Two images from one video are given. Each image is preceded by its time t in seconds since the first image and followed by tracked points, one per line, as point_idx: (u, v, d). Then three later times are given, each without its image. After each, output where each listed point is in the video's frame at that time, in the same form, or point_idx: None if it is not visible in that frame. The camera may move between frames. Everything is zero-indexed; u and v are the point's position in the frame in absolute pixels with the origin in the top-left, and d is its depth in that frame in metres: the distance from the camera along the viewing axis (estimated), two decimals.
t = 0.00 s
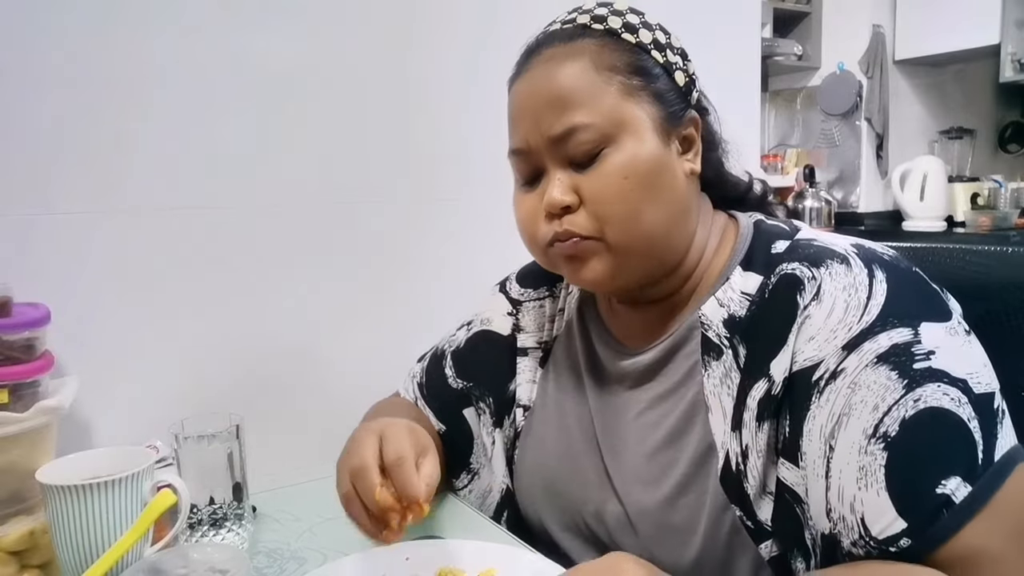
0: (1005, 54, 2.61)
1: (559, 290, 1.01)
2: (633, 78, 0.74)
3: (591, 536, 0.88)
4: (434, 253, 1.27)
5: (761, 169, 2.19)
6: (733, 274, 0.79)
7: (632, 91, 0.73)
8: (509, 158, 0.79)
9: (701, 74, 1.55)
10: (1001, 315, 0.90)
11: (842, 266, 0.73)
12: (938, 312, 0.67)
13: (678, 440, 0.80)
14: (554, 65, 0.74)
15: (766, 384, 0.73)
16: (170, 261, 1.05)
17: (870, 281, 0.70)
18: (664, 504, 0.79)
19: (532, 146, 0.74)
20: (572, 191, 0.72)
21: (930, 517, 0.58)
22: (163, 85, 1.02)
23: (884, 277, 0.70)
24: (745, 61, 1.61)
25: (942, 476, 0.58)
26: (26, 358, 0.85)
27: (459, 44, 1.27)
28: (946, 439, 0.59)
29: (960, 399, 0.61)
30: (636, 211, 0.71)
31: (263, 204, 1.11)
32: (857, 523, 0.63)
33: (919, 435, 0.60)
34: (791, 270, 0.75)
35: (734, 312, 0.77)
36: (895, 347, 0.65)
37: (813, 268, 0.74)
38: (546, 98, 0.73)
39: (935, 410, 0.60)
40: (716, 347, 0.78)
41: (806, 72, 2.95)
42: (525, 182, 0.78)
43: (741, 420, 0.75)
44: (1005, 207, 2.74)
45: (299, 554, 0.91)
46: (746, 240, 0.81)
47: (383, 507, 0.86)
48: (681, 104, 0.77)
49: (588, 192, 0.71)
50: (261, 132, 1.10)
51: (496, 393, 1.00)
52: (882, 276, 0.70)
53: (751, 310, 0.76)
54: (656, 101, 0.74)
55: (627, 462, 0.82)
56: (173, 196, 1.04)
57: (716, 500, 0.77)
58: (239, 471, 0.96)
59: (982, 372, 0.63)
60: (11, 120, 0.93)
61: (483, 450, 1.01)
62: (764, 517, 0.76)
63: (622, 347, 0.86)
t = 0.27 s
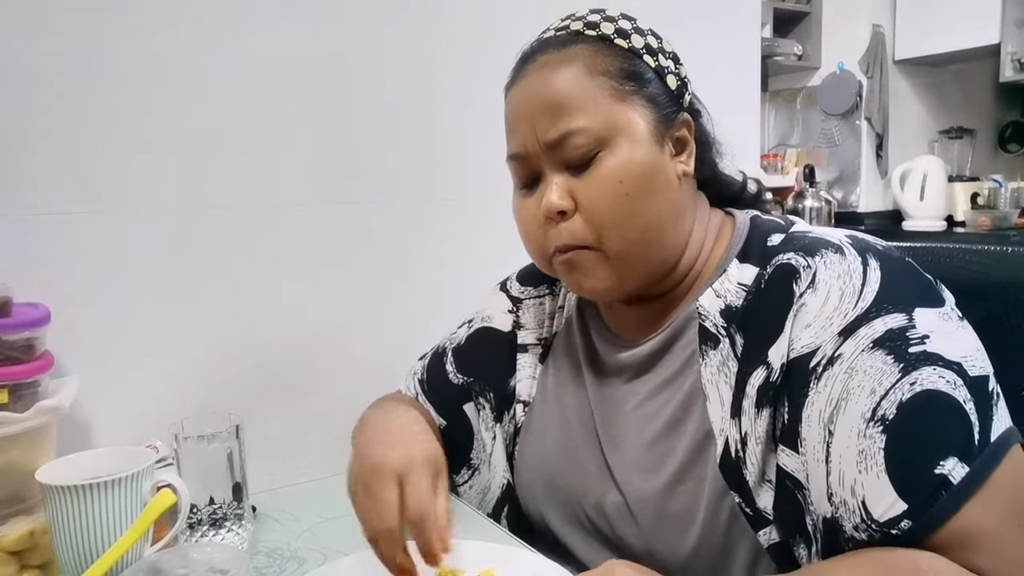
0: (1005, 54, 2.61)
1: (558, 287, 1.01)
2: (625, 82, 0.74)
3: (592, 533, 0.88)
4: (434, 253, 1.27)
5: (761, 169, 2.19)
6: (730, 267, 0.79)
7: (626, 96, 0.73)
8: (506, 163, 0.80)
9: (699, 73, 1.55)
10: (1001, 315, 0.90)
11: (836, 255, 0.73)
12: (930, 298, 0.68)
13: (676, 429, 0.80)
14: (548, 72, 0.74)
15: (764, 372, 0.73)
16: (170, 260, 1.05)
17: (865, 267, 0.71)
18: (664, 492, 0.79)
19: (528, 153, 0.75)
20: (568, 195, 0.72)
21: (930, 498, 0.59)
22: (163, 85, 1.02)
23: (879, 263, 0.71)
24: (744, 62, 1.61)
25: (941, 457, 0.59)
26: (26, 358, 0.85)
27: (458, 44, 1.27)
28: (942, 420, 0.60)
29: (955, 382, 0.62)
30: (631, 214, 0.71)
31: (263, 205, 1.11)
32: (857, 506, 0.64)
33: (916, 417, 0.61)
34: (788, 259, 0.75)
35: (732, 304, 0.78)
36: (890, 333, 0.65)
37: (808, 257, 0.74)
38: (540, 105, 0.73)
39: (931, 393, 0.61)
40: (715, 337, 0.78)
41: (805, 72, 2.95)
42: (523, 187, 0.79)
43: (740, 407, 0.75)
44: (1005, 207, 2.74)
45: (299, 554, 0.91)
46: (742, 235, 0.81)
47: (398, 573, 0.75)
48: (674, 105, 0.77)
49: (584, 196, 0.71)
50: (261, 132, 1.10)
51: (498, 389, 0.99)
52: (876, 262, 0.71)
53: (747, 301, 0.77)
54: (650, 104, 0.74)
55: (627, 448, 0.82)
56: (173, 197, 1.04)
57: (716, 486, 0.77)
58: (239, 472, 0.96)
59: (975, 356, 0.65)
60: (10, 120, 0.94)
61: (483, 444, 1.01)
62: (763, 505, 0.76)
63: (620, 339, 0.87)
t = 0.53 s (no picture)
0: (1005, 55, 2.61)
1: (564, 288, 1.01)
2: (628, 83, 0.75)
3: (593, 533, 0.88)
4: (434, 253, 1.27)
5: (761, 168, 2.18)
6: (732, 265, 0.80)
7: (628, 96, 0.74)
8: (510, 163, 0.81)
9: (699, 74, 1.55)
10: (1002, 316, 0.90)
11: (838, 252, 0.73)
12: (931, 295, 0.69)
13: (678, 426, 0.80)
14: (551, 74, 0.75)
15: (769, 367, 0.74)
16: (170, 260, 1.05)
17: (867, 264, 0.71)
18: (666, 488, 0.79)
19: (532, 153, 0.76)
20: (572, 194, 0.73)
21: (933, 493, 0.59)
22: (163, 85, 1.02)
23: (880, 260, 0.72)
24: (744, 62, 1.61)
25: (943, 453, 0.60)
26: (26, 358, 0.85)
27: (459, 43, 1.27)
28: (944, 414, 0.61)
29: (957, 377, 0.62)
30: (634, 213, 0.72)
31: (263, 205, 1.11)
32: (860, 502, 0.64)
33: (919, 411, 0.61)
34: (790, 256, 0.75)
35: (733, 300, 0.78)
36: (892, 329, 0.66)
37: (811, 253, 0.74)
38: (544, 105, 0.74)
39: (934, 387, 0.62)
40: (717, 333, 0.78)
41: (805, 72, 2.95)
42: (527, 187, 0.80)
43: (744, 404, 0.76)
44: (1005, 207, 2.74)
45: (300, 554, 0.91)
46: (743, 233, 0.82)
47: None
48: (676, 106, 0.78)
49: (588, 195, 0.72)
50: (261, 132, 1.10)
51: (507, 391, 0.99)
52: (877, 259, 0.72)
53: (750, 299, 0.77)
54: (652, 104, 0.75)
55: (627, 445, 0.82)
56: (174, 197, 1.04)
57: (719, 482, 0.77)
58: (239, 471, 0.96)
59: (977, 352, 0.65)
60: (10, 121, 0.94)
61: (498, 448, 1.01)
62: (767, 502, 0.77)
63: (621, 336, 0.88)
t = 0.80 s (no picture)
0: (1004, 54, 2.61)
1: (565, 288, 1.01)
2: (634, 81, 0.75)
3: (595, 534, 0.88)
4: (434, 253, 1.27)
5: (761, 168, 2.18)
6: (736, 265, 0.80)
7: (633, 93, 0.74)
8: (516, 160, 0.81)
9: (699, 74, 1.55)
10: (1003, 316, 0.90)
11: (843, 253, 0.74)
12: (936, 296, 0.69)
13: (683, 428, 0.80)
14: (557, 70, 0.76)
15: (773, 369, 0.74)
16: (170, 260, 1.05)
17: (872, 266, 0.71)
18: (670, 490, 0.79)
19: (536, 149, 0.76)
20: (574, 191, 0.73)
21: (940, 496, 0.59)
22: (162, 85, 1.02)
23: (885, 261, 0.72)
24: (744, 62, 1.61)
25: (949, 455, 0.60)
26: (26, 358, 0.85)
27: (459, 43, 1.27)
28: (951, 417, 0.61)
29: (964, 380, 0.62)
30: (636, 212, 0.72)
31: (263, 205, 1.11)
32: (868, 505, 0.64)
33: (925, 414, 0.62)
34: (794, 258, 0.76)
35: (738, 301, 0.78)
36: (898, 331, 0.66)
37: (816, 255, 0.75)
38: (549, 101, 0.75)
39: (941, 391, 0.62)
40: (722, 335, 0.79)
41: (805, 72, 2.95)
42: (532, 183, 0.80)
43: (749, 406, 0.76)
44: (1005, 207, 2.75)
45: (300, 554, 0.91)
46: (748, 234, 0.82)
47: None
48: (682, 105, 0.77)
49: (589, 192, 0.73)
50: (261, 132, 1.10)
51: (506, 391, 1.00)
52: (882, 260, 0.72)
53: (756, 300, 0.77)
54: (657, 102, 0.75)
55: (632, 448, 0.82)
56: (174, 197, 1.04)
57: (723, 485, 0.78)
58: (239, 471, 0.96)
59: (985, 354, 0.65)
60: (10, 121, 0.94)
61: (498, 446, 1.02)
62: (772, 505, 0.77)
63: (623, 337, 0.87)
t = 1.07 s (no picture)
0: (1005, 55, 2.61)
1: (561, 288, 1.01)
2: (635, 79, 0.75)
3: (595, 536, 0.88)
4: (434, 253, 1.27)
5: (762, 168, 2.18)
6: (734, 269, 0.80)
7: (634, 92, 0.74)
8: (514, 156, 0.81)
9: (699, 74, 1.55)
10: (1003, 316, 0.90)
11: (842, 257, 0.74)
12: (935, 301, 0.69)
13: (682, 433, 0.80)
14: (558, 66, 0.76)
15: (772, 374, 0.74)
16: (171, 260, 1.05)
17: (871, 270, 0.72)
18: (669, 493, 0.79)
19: (535, 145, 0.76)
20: (573, 188, 0.73)
21: (941, 501, 0.59)
22: (162, 86, 1.02)
23: (885, 266, 0.72)
24: (744, 62, 1.61)
25: (949, 461, 0.60)
26: (26, 358, 0.85)
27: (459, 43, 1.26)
28: (951, 423, 0.61)
29: (964, 385, 0.62)
30: (635, 211, 0.72)
31: (263, 205, 1.11)
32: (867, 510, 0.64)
33: (925, 418, 0.62)
34: (792, 262, 0.76)
35: (738, 306, 0.78)
36: (897, 336, 0.66)
37: (814, 260, 0.75)
38: (549, 98, 0.75)
39: (941, 396, 0.62)
40: (720, 339, 0.79)
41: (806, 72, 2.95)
42: (530, 180, 0.80)
43: (748, 411, 0.76)
44: (1005, 207, 2.75)
45: (299, 554, 0.91)
46: (747, 236, 0.82)
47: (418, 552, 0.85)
48: (682, 105, 0.78)
49: (588, 189, 0.72)
50: (261, 132, 1.10)
51: (499, 388, 1.00)
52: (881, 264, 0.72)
53: (753, 303, 0.77)
54: (658, 102, 0.75)
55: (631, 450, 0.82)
56: (174, 197, 1.04)
57: (721, 492, 0.78)
58: (239, 471, 0.96)
59: (985, 359, 0.65)
60: (10, 121, 0.94)
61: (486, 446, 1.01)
62: (772, 510, 0.77)
63: (622, 340, 0.87)
